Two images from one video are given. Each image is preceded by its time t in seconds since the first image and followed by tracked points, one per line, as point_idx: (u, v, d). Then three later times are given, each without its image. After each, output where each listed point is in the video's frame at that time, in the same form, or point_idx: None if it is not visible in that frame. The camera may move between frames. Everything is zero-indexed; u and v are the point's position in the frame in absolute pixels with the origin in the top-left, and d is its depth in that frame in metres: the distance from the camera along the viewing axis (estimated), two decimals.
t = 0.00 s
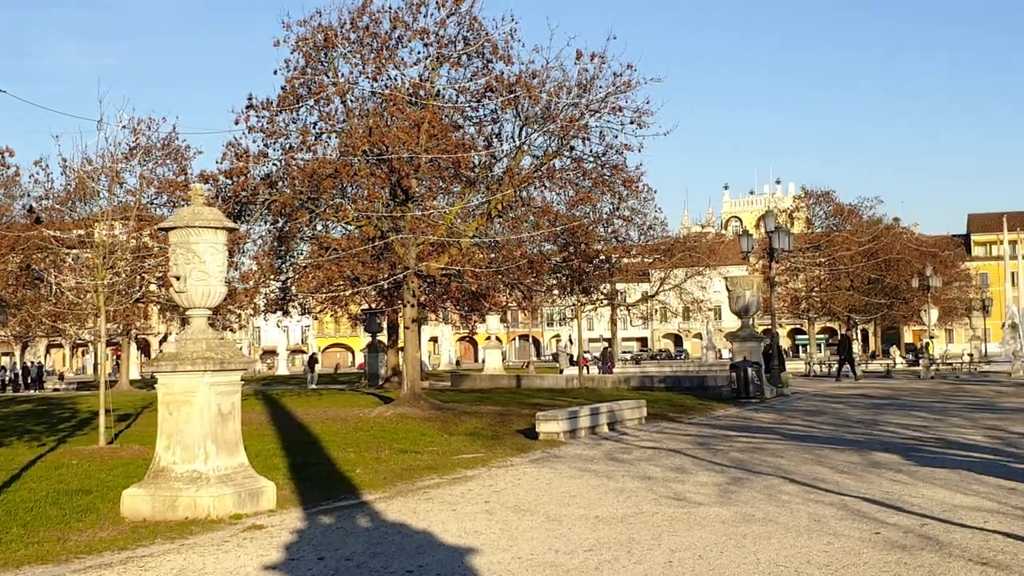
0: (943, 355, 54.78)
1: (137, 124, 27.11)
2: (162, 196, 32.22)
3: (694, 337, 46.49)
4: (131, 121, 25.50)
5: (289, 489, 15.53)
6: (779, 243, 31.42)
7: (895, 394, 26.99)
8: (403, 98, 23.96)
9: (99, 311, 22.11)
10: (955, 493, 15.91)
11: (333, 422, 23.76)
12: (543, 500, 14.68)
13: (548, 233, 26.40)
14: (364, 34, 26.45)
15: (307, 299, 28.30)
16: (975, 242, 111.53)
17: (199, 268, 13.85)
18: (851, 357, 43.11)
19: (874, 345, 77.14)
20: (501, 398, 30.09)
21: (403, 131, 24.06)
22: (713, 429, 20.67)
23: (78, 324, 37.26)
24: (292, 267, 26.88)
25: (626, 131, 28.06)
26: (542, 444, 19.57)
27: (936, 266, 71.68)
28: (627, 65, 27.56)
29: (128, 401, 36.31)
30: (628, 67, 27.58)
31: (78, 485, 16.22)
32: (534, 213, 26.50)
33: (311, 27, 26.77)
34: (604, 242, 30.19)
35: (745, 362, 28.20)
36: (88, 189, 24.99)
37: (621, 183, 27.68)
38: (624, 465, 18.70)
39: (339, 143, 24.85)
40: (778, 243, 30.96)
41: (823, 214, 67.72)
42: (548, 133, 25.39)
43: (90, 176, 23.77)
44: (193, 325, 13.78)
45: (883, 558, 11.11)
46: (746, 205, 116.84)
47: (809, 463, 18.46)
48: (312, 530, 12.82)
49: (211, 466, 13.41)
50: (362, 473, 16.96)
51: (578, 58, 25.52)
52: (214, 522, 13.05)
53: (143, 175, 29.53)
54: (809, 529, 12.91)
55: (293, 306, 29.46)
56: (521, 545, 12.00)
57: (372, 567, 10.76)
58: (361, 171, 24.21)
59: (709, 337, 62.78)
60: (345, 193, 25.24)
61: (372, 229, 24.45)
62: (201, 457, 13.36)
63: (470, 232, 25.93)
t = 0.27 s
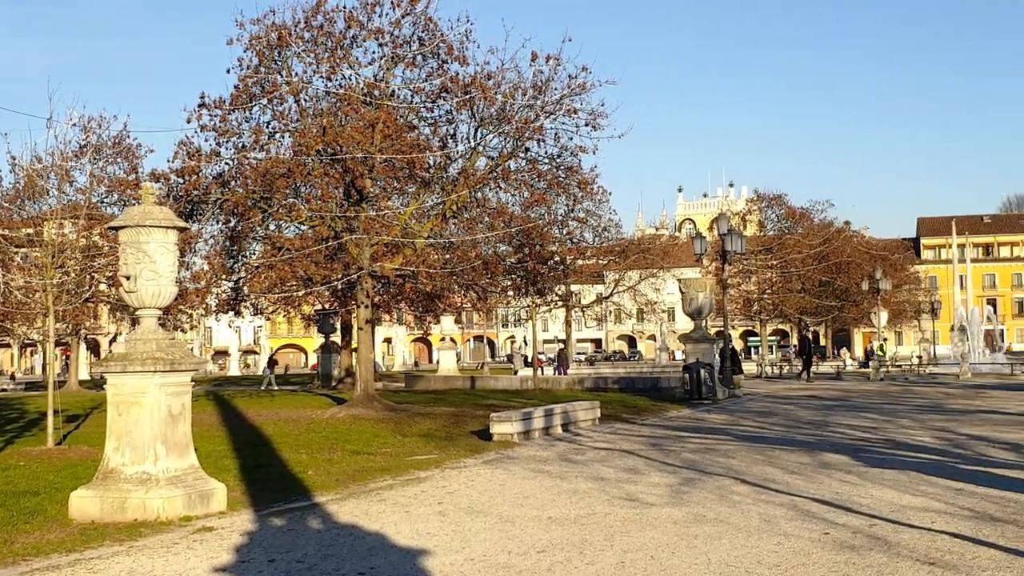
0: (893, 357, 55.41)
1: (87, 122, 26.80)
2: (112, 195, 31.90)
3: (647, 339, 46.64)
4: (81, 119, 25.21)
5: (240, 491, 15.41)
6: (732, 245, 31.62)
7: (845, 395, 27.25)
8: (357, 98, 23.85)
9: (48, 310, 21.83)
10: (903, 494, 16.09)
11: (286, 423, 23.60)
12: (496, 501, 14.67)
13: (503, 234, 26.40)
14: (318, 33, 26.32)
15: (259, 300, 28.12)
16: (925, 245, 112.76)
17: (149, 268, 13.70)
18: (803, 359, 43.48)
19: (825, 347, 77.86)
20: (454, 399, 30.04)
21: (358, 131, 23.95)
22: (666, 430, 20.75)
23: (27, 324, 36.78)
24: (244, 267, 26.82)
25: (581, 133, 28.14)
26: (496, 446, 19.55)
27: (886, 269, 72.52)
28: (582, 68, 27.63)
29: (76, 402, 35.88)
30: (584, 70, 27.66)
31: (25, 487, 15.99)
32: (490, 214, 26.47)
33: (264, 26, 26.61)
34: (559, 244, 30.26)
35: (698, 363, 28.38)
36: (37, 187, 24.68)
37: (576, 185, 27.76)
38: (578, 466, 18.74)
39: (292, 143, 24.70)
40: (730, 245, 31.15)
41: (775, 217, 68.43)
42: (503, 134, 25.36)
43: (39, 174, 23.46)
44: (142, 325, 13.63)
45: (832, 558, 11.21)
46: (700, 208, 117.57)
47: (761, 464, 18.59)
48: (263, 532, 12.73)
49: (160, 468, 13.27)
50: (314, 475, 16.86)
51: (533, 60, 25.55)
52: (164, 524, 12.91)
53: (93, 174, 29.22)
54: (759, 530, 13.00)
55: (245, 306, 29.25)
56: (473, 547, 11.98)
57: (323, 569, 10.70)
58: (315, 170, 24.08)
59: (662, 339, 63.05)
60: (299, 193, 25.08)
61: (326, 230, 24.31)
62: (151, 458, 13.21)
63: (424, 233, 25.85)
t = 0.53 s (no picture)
0: (844, 361, 55.95)
1: (36, 117, 26.45)
2: (63, 191, 31.53)
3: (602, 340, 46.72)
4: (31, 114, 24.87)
5: (190, 491, 15.28)
6: (686, 247, 31.76)
7: (796, 398, 27.48)
8: (313, 96, 23.72)
9: None
10: (853, 496, 16.26)
11: (238, 424, 23.42)
12: (449, 502, 14.65)
13: (459, 234, 26.37)
14: (274, 30, 26.16)
15: (212, 299, 27.90)
16: (876, 249, 113.82)
17: (100, 265, 13.50)
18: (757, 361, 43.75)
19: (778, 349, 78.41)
20: (408, 399, 29.96)
21: (313, 129, 23.81)
22: (620, 431, 20.82)
23: None
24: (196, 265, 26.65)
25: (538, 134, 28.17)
26: (450, 446, 19.52)
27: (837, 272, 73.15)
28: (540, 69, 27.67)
29: (25, 401, 35.42)
30: (541, 71, 27.69)
31: None
32: (445, 214, 26.44)
33: (219, 22, 26.40)
34: (515, 245, 30.28)
35: (652, 365, 28.53)
36: None
37: (532, 186, 27.79)
38: (531, 467, 18.76)
39: (247, 140, 24.53)
40: (684, 247, 31.27)
41: (729, 220, 68.74)
42: (460, 134, 25.35)
43: None
44: (92, 324, 13.43)
45: (782, 559, 11.31)
46: (656, 210, 118.12)
47: (713, 465, 18.71)
48: (213, 533, 12.63)
49: (109, 467, 13.12)
50: (266, 475, 16.74)
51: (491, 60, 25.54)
52: (113, 524, 12.77)
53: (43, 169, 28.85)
54: (710, 531, 13.08)
55: (197, 305, 29.02)
56: (426, 548, 11.96)
57: (274, 570, 10.63)
58: (270, 168, 23.93)
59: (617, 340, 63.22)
60: (253, 191, 24.88)
61: (280, 228, 24.16)
62: (100, 458, 13.06)
63: (380, 232, 25.75)
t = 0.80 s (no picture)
0: (792, 362, 56.45)
1: None
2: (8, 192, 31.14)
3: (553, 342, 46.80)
4: None
5: (136, 495, 15.12)
6: (637, 250, 31.88)
7: (745, 399, 27.68)
8: (262, 96, 23.55)
9: None
10: (800, 496, 16.41)
11: (186, 426, 23.20)
12: (399, 505, 14.60)
13: (410, 236, 26.32)
14: (222, 30, 25.97)
15: (159, 300, 27.65)
16: (824, 252, 115.01)
17: (45, 267, 13.32)
18: (706, 363, 44.01)
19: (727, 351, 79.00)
20: (358, 402, 29.84)
21: (262, 129, 23.63)
22: (570, 433, 20.86)
23: None
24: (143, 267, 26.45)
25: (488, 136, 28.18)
26: (400, 449, 19.45)
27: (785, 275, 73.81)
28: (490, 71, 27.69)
29: None
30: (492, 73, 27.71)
31: None
32: (397, 215, 26.39)
33: (167, 21, 26.15)
34: (466, 247, 30.28)
35: (603, 366, 28.66)
36: None
37: (484, 188, 27.81)
38: (482, 469, 18.75)
39: (195, 140, 24.30)
40: (636, 250, 31.39)
41: (679, 222, 69.11)
42: (410, 136, 25.29)
43: None
44: (37, 326, 13.25)
45: (730, 559, 11.38)
46: (607, 212, 118.57)
47: (663, 466, 18.80)
48: (159, 537, 12.49)
49: (54, 471, 12.94)
50: (214, 479, 16.61)
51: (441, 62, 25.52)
52: (57, 529, 12.60)
53: None
54: (659, 532, 13.14)
55: (145, 307, 28.75)
56: (376, 551, 11.91)
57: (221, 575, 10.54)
58: (218, 169, 23.73)
59: (568, 342, 63.37)
60: (201, 192, 24.65)
61: (228, 229, 23.97)
62: (44, 462, 12.88)
63: (330, 234, 25.61)
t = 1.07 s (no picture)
0: (746, 362, 56.83)
1: None
2: None
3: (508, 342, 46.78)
4: None
5: (85, 498, 14.94)
6: (592, 250, 31.92)
7: (698, 399, 27.81)
8: (214, 95, 23.36)
9: None
10: (753, 496, 16.51)
11: (136, 429, 22.96)
12: (352, 507, 14.52)
13: (364, 236, 26.20)
14: (174, 28, 25.74)
15: (110, 301, 27.40)
16: (776, 252, 115.88)
17: None
18: (661, 363, 44.18)
19: (681, 351, 79.42)
20: (312, 403, 29.66)
21: (214, 129, 23.42)
22: (525, 433, 20.86)
23: None
24: (93, 267, 26.21)
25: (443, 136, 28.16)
26: (354, 450, 19.36)
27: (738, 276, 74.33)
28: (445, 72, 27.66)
29: None
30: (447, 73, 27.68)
31: None
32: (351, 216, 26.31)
33: (118, 19, 25.87)
34: (421, 247, 30.21)
35: (559, 366, 28.69)
36: None
37: (439, 188, 27.75)
38: (436, 470, 18.71)
39: (146, 139, 24.05)
40: (590, 250, 31.45)
41: (634, 223, 69.42)
42: (365, 135, 25.18)
43: None
44: None
45: (683, 559, 11.41)
46: (562, 213, 118.84)
47: (617, 466, 18.85)
48: (109, 540, 12.35)
49: (3, 475, 12.77)
50: (165, 482, 16.44)
51: (396, 62, 25.44)
52: (5, 533, 12.41)
53: None
54: (614, 532, 13.16)
55: (95, 308, 28.46)
56: (328, 553, 11.84)
57: None
58: (169, 168, 23.51)
59: (523, 342, 63.34)
60: (152, 192, 24.39)
61: (180, 229, 23.76)
62: None
63: (283, 234, 25.43)
